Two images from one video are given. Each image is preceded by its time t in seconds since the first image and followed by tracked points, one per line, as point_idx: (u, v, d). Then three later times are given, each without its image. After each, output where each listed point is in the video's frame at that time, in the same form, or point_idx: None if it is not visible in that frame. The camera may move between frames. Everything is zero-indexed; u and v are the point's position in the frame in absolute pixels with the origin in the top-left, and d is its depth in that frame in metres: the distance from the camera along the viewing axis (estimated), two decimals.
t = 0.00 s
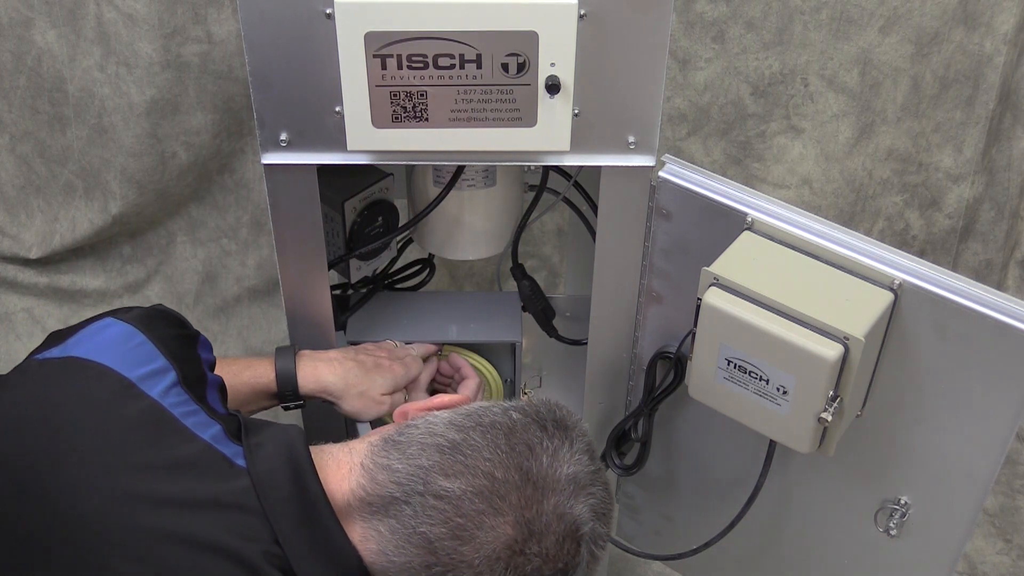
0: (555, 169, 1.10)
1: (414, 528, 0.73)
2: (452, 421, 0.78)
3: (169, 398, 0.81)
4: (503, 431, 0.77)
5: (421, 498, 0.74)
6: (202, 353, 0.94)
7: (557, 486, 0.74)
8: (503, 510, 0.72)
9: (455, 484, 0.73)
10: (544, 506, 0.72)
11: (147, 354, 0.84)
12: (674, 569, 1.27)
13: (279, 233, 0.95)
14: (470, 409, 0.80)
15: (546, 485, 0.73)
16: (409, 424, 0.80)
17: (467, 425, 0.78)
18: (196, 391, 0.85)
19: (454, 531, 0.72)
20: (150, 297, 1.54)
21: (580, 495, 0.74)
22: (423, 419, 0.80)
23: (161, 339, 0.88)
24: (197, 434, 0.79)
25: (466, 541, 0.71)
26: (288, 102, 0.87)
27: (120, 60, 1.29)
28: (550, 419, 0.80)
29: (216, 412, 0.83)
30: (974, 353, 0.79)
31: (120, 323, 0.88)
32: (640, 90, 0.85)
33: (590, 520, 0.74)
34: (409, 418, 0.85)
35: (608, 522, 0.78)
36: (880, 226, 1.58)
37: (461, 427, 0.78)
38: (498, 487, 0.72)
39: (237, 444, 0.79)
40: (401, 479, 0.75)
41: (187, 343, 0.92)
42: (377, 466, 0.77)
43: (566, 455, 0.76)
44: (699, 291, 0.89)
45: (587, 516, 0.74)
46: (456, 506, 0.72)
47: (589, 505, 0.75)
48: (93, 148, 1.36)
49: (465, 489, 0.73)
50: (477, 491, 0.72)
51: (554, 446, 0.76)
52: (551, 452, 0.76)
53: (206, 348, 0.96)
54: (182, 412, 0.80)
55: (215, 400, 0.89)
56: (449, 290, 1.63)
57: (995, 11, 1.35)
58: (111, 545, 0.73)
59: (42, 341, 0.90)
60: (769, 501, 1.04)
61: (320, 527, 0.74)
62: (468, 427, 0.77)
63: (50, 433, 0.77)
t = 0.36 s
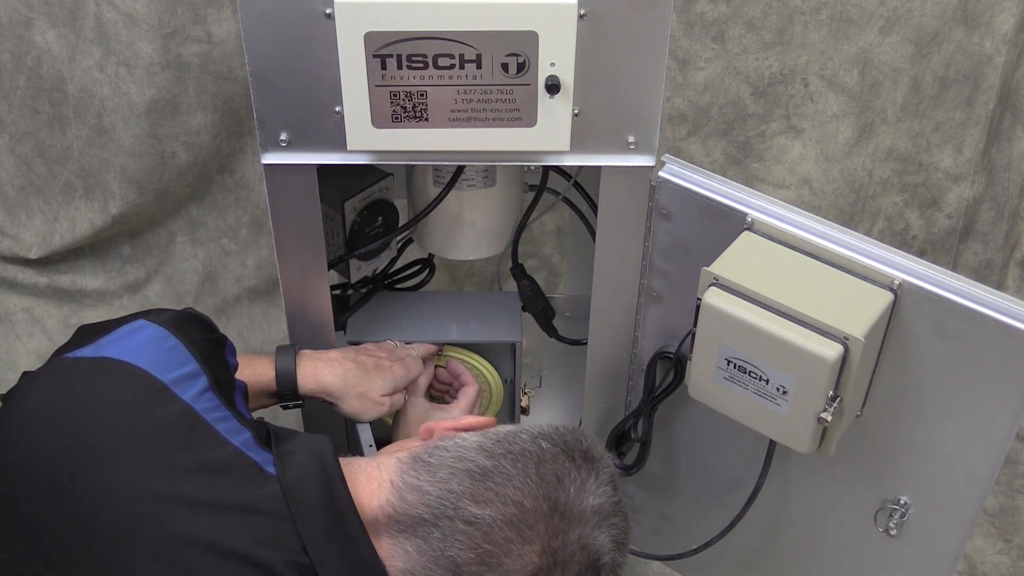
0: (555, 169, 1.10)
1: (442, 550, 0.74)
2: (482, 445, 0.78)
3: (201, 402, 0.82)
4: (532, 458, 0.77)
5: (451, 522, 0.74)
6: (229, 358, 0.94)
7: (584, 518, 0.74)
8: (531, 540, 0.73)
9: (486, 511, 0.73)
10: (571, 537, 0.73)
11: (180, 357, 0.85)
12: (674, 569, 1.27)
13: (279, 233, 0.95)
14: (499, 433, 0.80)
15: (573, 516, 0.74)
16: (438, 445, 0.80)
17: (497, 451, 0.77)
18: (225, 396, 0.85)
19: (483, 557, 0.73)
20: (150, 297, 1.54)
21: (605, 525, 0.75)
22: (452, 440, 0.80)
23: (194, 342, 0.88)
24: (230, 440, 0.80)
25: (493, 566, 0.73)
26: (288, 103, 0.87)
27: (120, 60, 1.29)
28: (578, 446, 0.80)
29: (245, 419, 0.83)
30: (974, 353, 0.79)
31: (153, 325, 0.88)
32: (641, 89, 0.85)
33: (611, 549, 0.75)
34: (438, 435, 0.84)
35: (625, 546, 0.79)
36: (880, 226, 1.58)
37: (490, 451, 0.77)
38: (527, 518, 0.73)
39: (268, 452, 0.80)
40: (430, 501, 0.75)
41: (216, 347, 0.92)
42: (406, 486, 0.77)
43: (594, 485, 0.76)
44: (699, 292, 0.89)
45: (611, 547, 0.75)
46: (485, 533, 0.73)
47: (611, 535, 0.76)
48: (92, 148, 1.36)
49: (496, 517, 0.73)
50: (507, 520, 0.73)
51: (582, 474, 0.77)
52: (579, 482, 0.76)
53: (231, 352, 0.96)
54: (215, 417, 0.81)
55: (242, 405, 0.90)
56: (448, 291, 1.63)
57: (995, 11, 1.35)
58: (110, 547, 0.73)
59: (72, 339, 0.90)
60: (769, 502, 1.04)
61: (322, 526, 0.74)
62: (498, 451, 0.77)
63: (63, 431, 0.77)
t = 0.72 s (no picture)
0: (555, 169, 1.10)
1: (461, 552, 0.74)
2: (499, 449, 0.78)
3: (221, 400, 0.82)
4: (549, 462, 0.77)
5: (470, 525, 0.74)
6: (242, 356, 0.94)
7: (600, 522, 0.74)
8: (548, 544, 0.73)
9: (504, 515, 0.74)
10: (587, 541, 0.73)
11: (200, 356, 0.85)
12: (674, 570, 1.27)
13: (279, 234, 0.95)
14: (515, 436, 0.80)
15: (590, 520, 0.74)
16: (456, 447, 0.80)
17: (515, 455, 0.77)
18: (244, 395, 0.85)
19: (501, 560, 0.73)
20: (150, 297, 1.54)
21: (620, 530, 0.75)
22: (469, 443, 0.80)
23: (211, 342, 0.88)
24: (250, 438, 0.80)
25: (511, 570, 0.73)
26: (288, 102, 0.87)
27: (120, 60, 1.29)
28: (595, 450, 0.80)
29: (262, 418, 0.83)
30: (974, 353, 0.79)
31: (172, 323, 0.88)
32: (640, 89, 0.85)
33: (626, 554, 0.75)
34: (453, 437, 0.86)
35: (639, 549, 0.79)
36: (880, 226, 1.58)
37: (508, 454, 0.78)
38: (544, 522, 0.73)
39: (286, 450, 0.80)
40: (449, 504, 0.76)
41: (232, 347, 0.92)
42: (425, 488, 0.78)
43: (609, 490, 0.77)
44: (699, 292, 0.89)
45: (625, 551, 0.75)
46: (504, 537, 0.73)
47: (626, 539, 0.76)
48: (92, 148, 1.36)
49: (514, 521, 0.73)
50: (525, 525, 0.73)
51: (598, 479, 0.77)
52: (595, 486, 0.76)
53: (246, 351, 0.96)
54: (234, 415, 0.81)
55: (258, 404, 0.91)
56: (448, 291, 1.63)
57: (995, 11, 1.35)
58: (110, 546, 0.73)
59: (89, 336, 0.90)
60: (770, 502, 1.04)
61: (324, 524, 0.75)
62: (516, 455, 0.77)
63: (69, 427, 0.77)
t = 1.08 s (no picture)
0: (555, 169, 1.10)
1: (457, 539, 0.75)
2: (493, 435, 0.78)
3: (216, 392, 0.82)
4: (543, 448, 0.76)
5: (464, 513, 0.75)
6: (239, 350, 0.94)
7: (595, 507, 0.74)
8: (542, 529, 0.73)
9: (497, 502, 0.74)
10: (582, 526, 0.73)
11: (195, 349, 0.84)
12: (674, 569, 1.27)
13: (279, 234, 0.95)
14: (510, 423, 0.80)
15: (584, 506, 0.74)
16: (449, 434, 0.80)
17: (508, 442, 0.77)
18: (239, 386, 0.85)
19: (496, 546, 0.73)
20: (150, 297, 1.54)
21: (615, 513, 0.75)
22: (463, 430, 0.80)
23: (208, 335, 0.88)
24: (246, 429, 0.80)
25: (507, 555, 0.73)
26: (288, 102, 0.87)
27: (120, 60, 1.29)
28: (589, 435, 0.80)
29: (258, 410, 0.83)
30: (974, 353, 0.79)
31: (168, 316, 0.87)
32: (641, 89, 0.85)
33: (622, 537, 0.75)
34: (446, 426, 0.85)
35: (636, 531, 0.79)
36: (880, 226, 1.58)
37: (502, 441, 0.77)
38: (538, 508, 0.73)
39: (282, 441, 0.80)
40: (443, 492, 0.76)
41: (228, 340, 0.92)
42: (420, 476, 0.78)
43: (604, 474, 0.76)
44: (699, 292, 0.89)
45: (621, 534, 0.75)
46: (498, 523, 0.73)
47: (622, 522, 0.76)
48: (92, 148, 1.36)
49: (507, 508, 0.74)
50: (518, 511, 0.73)
51: (593, 464, 0.77)
52: (590, 471, 0.76)
53: (242, 346, 0.96)
54: (229, 407, 0.81)
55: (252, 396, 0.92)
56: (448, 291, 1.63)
57: (994, 11, 1.35)
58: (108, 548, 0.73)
59: (86, 330, 0.90)
60: (770, 502, 1.04)
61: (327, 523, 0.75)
62: (509, 442, 0.77)
63: (66, 420, 0.77)
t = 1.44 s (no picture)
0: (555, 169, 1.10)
1: (436, 512, 0.71)
2: (468, 403, 0.76)
3: (195, 379, 0.81)
4: (518, 410, 0.74)
5: (442, 482, 0.72)
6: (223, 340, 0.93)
7: (576, 463, 0.72)
8: (523, 490, 0.70)
9: (474, 466, 0.71)
10: (563, 483, 0.70)
11: (174, 339, 0.84)
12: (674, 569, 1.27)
13: (279, 234, 0.95)
14: (485, 390, 0.78)
15: (564, 462, 0.71)
16: (424, 407, 0.78)
17: (483, 407, 0.75)
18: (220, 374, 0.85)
19: (477, 513, 0.70)
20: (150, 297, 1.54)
21: (599, 470, 0.72)
22: (438, 402, 0.78)
23: (188, 325, 0.88)
24: (224, 416, 0.79)
25: (490, 522, 0.70)
26: (288, 103, 0.87)
27: (120, 60, 1.29)
28: (566, 396, 0.78)
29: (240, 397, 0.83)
30: (974, 352, 0.79)
31: (147, 308, 0.88)
32: (641, 89, 0.85)
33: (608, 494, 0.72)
34: (422, 399, 0.84)
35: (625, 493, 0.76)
36: (880, 226, 1.58)
37: (476, 407, 0.75)
38: (516, 468, 0.70)
39: (263, 428, 0.79)
40: (419, 463, 0.73)
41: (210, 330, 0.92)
42: (396, 451, 0.75)
43: (582, 431, 0.74)
44: (699, 292, 0.89)
45: (607, 491, 0.72)
46: (476, 488, 0.70)
47: (607, 479, 0.73)
48: (92, 148, 1.36)
49: (485, 471, 0.71)
50: (496, 473, 0.70)
51: (570, 422, 0.74)
52: (567, 429, 0.73)
53: (227, 336, 0.96)
54: (208, 394, 0.80)
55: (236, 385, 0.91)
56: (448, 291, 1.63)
57: (994, 11, 1.35)
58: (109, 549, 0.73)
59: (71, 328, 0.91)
60: (771, 502, 1.04)
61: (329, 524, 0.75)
62: (484, 408, 0.75)
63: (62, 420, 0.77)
